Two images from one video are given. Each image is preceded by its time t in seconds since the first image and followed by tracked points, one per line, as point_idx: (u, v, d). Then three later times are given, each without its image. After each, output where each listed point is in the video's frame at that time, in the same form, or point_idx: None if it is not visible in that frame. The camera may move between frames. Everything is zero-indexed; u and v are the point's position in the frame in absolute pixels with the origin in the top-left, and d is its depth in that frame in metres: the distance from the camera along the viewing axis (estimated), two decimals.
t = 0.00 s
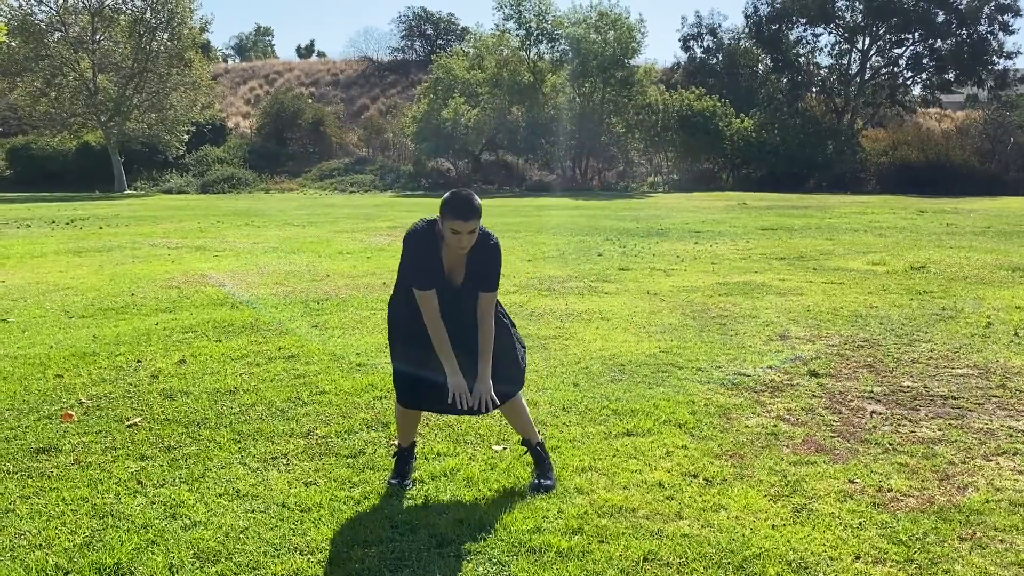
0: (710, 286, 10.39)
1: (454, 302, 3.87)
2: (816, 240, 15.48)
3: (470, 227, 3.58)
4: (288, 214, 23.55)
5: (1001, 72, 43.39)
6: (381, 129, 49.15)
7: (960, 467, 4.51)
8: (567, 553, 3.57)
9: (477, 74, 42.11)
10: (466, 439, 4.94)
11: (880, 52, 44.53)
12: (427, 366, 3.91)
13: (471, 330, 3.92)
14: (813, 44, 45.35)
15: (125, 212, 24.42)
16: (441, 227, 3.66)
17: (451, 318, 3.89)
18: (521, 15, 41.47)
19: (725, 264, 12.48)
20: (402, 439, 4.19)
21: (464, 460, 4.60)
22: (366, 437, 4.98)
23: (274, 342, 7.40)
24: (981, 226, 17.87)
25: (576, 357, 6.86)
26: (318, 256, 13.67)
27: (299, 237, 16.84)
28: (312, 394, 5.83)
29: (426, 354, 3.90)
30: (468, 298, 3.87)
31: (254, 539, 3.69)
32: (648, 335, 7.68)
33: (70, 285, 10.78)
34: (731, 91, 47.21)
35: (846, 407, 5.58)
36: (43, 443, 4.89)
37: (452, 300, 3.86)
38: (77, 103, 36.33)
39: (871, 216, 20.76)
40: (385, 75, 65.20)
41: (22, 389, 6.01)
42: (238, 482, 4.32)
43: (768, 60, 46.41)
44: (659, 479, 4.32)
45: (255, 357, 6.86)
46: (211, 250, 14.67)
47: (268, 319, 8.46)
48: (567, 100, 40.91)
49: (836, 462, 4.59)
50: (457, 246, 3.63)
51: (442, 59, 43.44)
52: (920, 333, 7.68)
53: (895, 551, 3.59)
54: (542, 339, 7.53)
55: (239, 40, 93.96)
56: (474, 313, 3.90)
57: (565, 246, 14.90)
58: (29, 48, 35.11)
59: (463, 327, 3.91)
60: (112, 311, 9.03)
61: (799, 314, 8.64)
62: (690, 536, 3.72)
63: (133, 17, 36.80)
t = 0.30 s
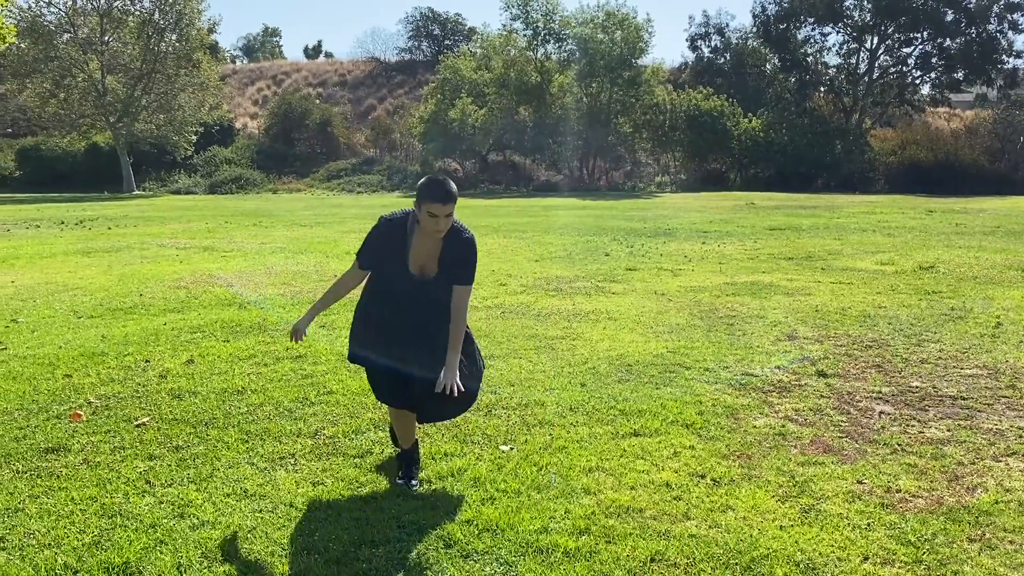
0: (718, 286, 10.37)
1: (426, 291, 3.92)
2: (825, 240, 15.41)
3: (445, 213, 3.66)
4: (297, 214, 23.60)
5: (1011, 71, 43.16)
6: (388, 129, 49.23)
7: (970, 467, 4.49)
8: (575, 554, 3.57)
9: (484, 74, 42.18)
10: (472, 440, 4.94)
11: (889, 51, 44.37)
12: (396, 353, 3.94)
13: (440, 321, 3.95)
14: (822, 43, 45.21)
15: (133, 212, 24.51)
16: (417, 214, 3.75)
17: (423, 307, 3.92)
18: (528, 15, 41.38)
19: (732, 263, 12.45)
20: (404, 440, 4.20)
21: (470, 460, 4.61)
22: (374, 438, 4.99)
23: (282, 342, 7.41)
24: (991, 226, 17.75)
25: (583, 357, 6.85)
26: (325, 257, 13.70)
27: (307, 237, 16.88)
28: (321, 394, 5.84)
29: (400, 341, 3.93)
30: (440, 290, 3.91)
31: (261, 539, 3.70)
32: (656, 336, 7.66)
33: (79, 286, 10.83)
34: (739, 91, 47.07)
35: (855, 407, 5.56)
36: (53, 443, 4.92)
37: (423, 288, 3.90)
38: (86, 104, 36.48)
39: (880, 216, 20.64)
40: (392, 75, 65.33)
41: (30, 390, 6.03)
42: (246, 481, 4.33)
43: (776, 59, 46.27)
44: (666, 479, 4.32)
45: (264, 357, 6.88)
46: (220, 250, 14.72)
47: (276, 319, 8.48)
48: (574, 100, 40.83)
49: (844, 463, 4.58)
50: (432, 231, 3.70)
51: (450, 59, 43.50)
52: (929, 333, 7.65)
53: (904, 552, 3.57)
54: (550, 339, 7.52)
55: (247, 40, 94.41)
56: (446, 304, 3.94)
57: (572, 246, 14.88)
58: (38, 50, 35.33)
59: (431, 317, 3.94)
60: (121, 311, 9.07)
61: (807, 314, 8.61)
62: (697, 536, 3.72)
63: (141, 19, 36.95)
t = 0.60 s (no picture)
0: (729, 286, 10.32)
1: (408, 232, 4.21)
2: (837, 239, 15.33)
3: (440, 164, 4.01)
4: (308, 214, 23.67)
5: None
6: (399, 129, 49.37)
7: (985, 469, 4.45)
8: (586, 553, 3.57)
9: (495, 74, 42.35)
10: (483, 439, 4.95)
11: (902, 50, 44.12)
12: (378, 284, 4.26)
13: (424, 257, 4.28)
14: (834, 43, 45.03)
15: (145, 213, 24.65)
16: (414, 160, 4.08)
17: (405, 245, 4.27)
18: (539, 15, 41.94)
19: (744, 263, 12.42)
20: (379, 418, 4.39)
21: (482, 459, 4.61)
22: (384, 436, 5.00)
23: (293, 342, 7.43)
24: (1005, 226, 17.63)
25: (594, 357, 6.84)
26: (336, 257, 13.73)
27: (318, 237, 16.94)
28: (332, 394, 5.86)
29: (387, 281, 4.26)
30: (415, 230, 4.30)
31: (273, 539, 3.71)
32: (667, 336, 7.64)
33: (92, 286, 10.89)
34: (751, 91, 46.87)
35: (868, 408, 5.52)
36: (67, 442, 4.95)
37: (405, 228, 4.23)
38: (99, 105, 36.72)
39: (893, 216, 20.54)
40: (403, 76, 65.53)
41: (45, 388, 6.08)
42: (258, 480, 4.35)
43: (788, 58, 46.08)
44: (678, 479, 4.31)
45: (276, 357, 6.90)
46: (232, 250, 14.77)
47: (287, 319, 8.51)
48: (586, 100, 40.84)
49: (857, 463, 4.55)
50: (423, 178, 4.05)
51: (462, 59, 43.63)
52: (942, 333, 7.60)
53: (917, 553, 3.55)
54: (561, 339, 7.52)
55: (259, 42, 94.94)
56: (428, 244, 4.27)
57: (583, 246, 14.86)
58: (52, 51, 35.67)
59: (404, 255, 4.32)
60: (134, 311, 9.12)
61: (820, 314, 8.56)
62: (709, 536, 3.70)
63: (154, 20, 37.20)
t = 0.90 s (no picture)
0: (745, 288, 10.25)
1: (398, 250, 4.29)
2: (855, 240, 15.21)
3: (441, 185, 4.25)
4: (324, 215, 23.79)
5: None
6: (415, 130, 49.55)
7: (1005, 472, 4.39)
8: (602, 555, 3.55)
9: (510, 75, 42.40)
10: (500, 440, 4.95)
11: (921, 49, 43.69)
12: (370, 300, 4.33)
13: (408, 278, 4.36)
14: (851, 42, 44.73)
15: (164, 214, 24.89)
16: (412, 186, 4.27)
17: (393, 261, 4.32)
18: (554, 16, 42.02)
19: (761, 264, 12.36)
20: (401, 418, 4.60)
21: (497, 460, 4.62)
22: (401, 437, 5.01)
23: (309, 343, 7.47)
24: None
25: (609, 359, 6.82)
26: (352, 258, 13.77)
27: (335, 239, 17.00)
28: (348, 394, 5.89)
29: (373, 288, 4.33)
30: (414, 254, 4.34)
31: (290, 538, 3.73)
32: (683, 337, 7.60)
33: (112, 286, 11.01)
34: (767, 91, 46.62)
35: (885, 410, 5.47)
36: (86, 441, 5.01)
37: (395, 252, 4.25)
38: (118, 107, 37.08)
39: (912, 216, 20.35)
40: (419, 77, 65.76)
41: (65, 388, 6.15)
42: (275, 480, 4.38)
43: (805, 58, 45.79)
44: (694, 482, 4.29)
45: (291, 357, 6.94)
46: (249, 251, 14.87)
47: (303, 320, 8.56)
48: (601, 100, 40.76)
49: (875, 466, 4.51)
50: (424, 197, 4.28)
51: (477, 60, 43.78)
52: (962, 335, 7.50)
53: (937, 557, 3.51)
54: (576, 340, 7.51)
55: (277, 43, 95.53)
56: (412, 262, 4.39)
57: (598, 247, 14.83)
58: (72, 54, 36.08)
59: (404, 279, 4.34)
60: (152, 311, 9.20)
61: (838, 315, 8.47)
62: (725, 539, 3.68)
63: (172, 22, 37.53)
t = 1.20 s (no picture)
0: (765, 289, 10.18)
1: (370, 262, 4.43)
2: (876, 241, 15.07)
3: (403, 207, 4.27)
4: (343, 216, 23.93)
5: None
6: (433, 132, 49.72)
7: None
8: (622, 557, 3.55)
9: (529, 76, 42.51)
10: (519, 441, 4.96)
11: (943, 48, 43.20)
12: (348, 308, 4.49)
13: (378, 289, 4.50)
14: (872, 41, 44.34)
15: (186, 215, 25.17)
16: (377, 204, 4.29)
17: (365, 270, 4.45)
18: (573, 16, 41.84)
19: (781, 265, 12.27)
20: (416, 417, 4.66)
21: (517, 461, 4.62)
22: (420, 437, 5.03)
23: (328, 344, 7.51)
24: None
25: (629, 360, 6.80)
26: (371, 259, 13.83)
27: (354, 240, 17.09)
28: (368, 394, 5.92)
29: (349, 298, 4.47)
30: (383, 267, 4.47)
31: (311, 537, 3.76)
32: (703, 339, 7.56)
33: (135, 287, 11.14)
34: (787, 91, 46.31)
35: (907, 412, 5.42)
36: (110, 440, 5.08)
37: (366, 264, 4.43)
38: (140, 109, 37.51)
39: (935, 216, 20.14)
40: (437, 79, 66.00)
41: (89, 388, 6.24)
42: (296, 480, 4.42)
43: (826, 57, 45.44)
44: (715, 484, 4.26)
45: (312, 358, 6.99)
46: (270, 252, 14.99)
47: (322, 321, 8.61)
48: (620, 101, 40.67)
49: (898, 468, 4.47)
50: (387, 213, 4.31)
51: (495, 61, 43.93)
52: (986, 337, 7.41)
53: (961, 560, 3.47)
54: (595, 342, 7.50)
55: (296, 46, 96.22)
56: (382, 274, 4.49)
57: (617, 248, 14.80)
58: (95, 57, 36.56)
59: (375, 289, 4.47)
60: (174, 312, 9.30)
61: (859, 317, 8.40)
62: (746, 541, 3.67)
63: (193, 25, 37.92)
